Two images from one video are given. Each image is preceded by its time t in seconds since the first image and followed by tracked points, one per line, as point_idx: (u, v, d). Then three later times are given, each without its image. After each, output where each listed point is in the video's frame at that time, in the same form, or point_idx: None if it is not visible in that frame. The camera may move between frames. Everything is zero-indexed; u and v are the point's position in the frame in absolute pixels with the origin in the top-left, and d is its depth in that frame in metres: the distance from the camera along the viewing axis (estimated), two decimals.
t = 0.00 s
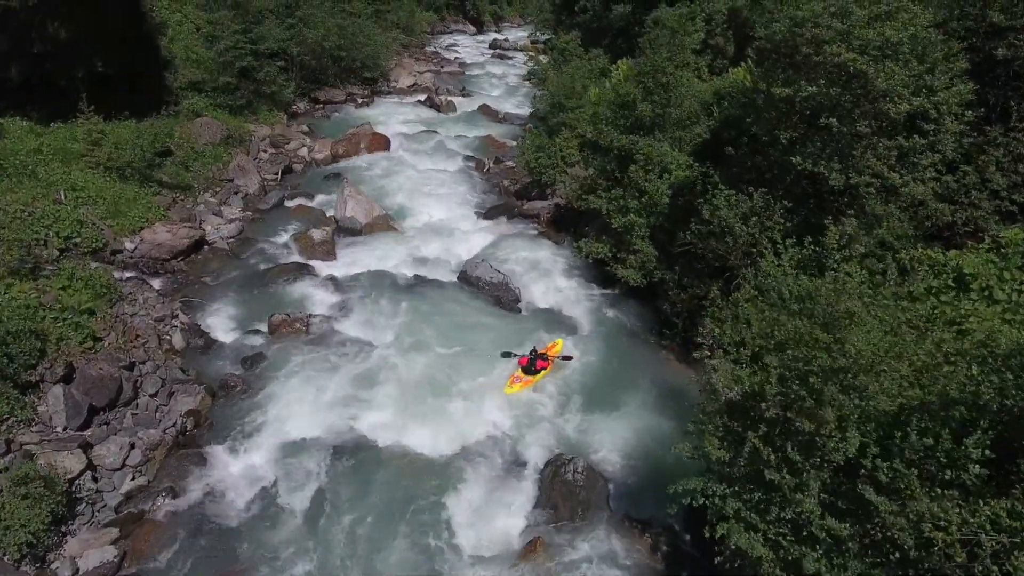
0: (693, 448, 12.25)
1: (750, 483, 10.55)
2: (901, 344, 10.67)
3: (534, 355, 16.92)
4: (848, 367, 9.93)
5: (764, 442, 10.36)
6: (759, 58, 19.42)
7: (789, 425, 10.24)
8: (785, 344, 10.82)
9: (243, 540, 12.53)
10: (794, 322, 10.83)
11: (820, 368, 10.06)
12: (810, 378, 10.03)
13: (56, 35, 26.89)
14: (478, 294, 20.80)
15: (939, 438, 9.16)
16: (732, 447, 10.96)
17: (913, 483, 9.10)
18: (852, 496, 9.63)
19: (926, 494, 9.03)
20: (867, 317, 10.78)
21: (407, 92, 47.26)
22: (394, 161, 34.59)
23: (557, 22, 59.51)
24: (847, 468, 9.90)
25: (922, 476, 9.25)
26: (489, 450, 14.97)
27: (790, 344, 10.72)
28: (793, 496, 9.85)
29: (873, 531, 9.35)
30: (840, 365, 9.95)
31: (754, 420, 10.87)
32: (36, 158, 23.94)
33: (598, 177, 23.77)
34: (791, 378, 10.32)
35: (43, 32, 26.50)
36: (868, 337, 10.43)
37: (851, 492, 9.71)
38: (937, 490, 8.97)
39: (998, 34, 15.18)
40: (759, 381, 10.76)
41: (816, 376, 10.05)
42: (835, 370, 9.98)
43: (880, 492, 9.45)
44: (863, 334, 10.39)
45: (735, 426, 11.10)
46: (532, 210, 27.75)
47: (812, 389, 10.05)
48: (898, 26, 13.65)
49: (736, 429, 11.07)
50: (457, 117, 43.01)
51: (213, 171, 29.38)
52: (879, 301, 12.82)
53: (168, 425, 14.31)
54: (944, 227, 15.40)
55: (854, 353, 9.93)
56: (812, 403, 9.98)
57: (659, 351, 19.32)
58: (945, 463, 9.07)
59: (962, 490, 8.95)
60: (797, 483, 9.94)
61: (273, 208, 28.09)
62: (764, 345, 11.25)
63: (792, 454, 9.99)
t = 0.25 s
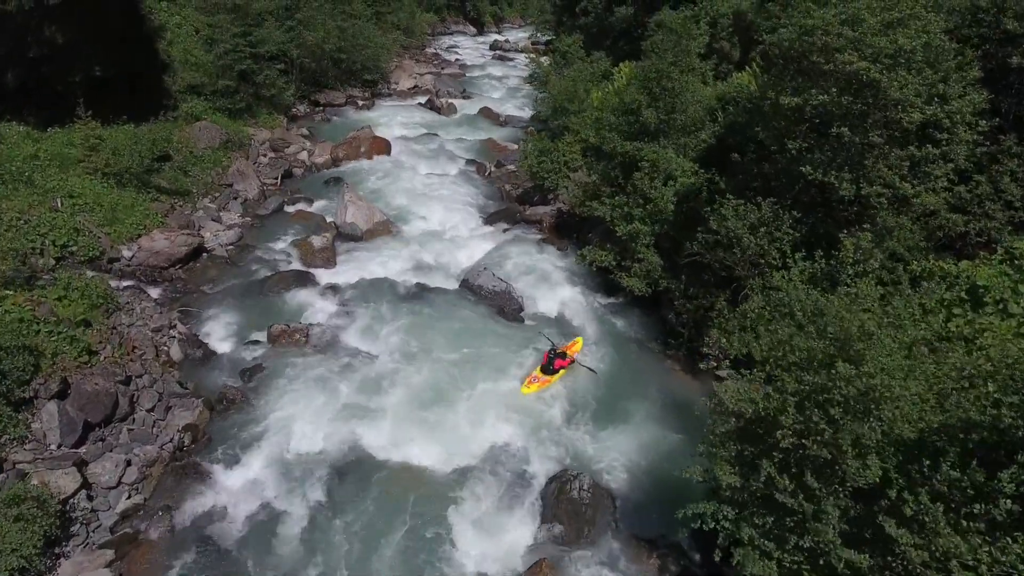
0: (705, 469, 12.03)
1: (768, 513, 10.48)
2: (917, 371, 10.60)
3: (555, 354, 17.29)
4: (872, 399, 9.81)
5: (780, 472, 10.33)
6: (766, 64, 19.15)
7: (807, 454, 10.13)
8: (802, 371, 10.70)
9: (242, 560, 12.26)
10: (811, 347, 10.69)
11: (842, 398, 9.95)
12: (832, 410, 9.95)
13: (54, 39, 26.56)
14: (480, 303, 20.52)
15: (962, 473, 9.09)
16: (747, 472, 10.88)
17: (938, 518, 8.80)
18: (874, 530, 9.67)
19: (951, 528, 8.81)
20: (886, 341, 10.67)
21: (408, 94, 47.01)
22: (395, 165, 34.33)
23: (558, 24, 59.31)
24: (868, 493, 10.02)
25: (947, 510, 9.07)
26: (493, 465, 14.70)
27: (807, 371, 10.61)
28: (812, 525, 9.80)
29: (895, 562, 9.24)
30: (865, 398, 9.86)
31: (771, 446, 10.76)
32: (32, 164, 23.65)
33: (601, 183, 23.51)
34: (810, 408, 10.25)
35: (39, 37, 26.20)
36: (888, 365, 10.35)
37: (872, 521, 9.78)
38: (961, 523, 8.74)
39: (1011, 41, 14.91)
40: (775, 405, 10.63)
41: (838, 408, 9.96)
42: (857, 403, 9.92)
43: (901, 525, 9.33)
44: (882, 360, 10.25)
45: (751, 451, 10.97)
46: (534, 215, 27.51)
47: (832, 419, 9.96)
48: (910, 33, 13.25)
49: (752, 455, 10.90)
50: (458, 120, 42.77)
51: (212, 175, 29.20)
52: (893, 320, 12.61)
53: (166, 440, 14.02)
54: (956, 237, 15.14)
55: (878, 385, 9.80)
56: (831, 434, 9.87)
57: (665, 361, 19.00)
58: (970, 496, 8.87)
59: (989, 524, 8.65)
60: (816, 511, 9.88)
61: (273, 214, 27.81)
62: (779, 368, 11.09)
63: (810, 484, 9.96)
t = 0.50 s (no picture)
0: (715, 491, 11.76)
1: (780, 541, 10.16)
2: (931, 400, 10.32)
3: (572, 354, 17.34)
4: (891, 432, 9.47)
5: (792, 500, 9.98)
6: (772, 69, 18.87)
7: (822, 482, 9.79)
8: (816, 396, 10.29)
9: None
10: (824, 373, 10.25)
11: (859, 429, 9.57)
12: (848, 440, 9.59)
13: (49, 44, 26.28)
14: (482, 312, 20.21)
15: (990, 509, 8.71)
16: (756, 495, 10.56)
17: (963, 557, 8.44)
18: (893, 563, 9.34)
19: (976, 564, 8.47)
20: (905, 363, 10.31)
21: (408, 97, 46.74)
22: (395, 168, 34.05)
23: (559, 25, 59.08)
24: (886, 522, 9.77)
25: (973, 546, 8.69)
26: (495, 482, 14.39)
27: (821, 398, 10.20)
28: (830, 554, 9.46)
29: None
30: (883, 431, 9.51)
31: (783, 471, 10.34)
32: (27, 170, 23.37)
33: (605, 189, 23.23)
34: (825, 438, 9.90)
35: (35, 42, 25.92)
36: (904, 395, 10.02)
37: (892, 552, 9.46)
38: (988, 560, 8.38)
39: None
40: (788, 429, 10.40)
41: (854, 439, 9.61)
42: (875, 434, 9.57)
43: (922, 559, 8.98)
44: (902, 386, 9.84)
45: (762, 474, 10.57)
46: (536, 221, 27.24)
47: (848, 450, 9.59)
48: (924, 41, 13.03)
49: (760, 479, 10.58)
50: (459, 122, 42.50)
51: (210, 180, 28.91)
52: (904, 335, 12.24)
53: (161, 456, 13.73)
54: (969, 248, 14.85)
55: (897, 417, 9.46)
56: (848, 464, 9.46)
57: (670, 371, 18.72)
58: (997, 532, 8.48)
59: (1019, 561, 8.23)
60: (833, 539, 9.54)
61: (271, 219, 27.50)
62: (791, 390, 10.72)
63: (825, 512, 9.62)
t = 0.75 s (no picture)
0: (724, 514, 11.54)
1: (797, 572, 10.18)
2: (953, 428, 10.04)
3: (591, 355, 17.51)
4: (909, 465, 9.21)
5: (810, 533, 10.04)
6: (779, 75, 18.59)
7: (838, 514, 9.63)
8: (833, 425, 10.08)
9: None
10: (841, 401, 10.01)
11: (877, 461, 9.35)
12: (864, 473, 9.40)
13: (44, 47, 26.06)
14: (484, 321, 19.93)
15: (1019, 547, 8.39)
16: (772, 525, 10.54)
17: None
18: None
19: None
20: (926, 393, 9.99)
21: (408, 99, 46.44)
22: (395, 172, 33.75)
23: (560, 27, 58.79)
24: (906, 552, 9.68)
25: None
26: (498, 498, 14.09)
27: (838, 426, 9.99)
28: None
29: None
30: (900, 463, 9.27)
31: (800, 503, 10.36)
32: (22, 176, 23.07)
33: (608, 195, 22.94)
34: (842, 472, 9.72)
35: (30, 47, 25.70)
36: (926, 423, 9.70)
37: None
38: None
39: None
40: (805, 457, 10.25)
41: (870, 472, 9.41)
42: (892, 466, 9.31)
43: None
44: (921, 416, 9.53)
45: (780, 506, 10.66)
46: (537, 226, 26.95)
47: (863, 482, 9.45)
48: (937, 49, 12.75)
49: (775, 506, 10.67)
50: (460, 125, 42.20)
51: (208, 185, 28.61)
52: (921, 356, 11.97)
53: (156, 474, 13.42)
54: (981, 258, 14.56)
55: (916, 451, 9.20)
56: (864, 497, 9.28)
57: (675, 382, 18.41)
58: None
59: None
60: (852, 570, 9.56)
61: (270, 225, 27.22)
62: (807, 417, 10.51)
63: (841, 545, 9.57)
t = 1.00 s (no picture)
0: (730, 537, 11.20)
1: None
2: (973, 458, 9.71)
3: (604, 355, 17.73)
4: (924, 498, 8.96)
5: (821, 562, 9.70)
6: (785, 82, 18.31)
7: (850, 547, 9.40)
8: (845, 454, 9.81)
9: None
10: (855, 429, 9.73)
11: (891, 496, 9.10)
12: (877, 506, 9.15)
13: (38, 51, 25.88)
14: (484, 331, 19.65)
15: None
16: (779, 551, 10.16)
17: None
18: None
19: None
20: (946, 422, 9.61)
21: (408, 102, 46.14)
22: (395, 176, 33.43)
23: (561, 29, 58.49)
24: None
25: None
26: (499, 518, 13.77)
27: (851, 455, 9.72)
28: None
29: None
30: (915, 497, 9.01)
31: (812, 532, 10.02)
32: (17, 183, 22.78)
33: (610, 201, 22.62)
34: (852, 502, 9.48)
35: (25, 51, 25.56)
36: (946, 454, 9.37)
37: None
38: None
39: None
40: (814, 483, 9.96)
41: (884, 505, 9.14)
42: (907, 500, 9.06)
43: None
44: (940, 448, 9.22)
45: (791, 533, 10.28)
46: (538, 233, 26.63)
47: (877, 515, 9.19)
48: (950, 58, 12.46)
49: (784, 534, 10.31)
50: (460, 128, 41.88)
51: (205, 191, 28.32)
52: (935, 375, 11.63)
53: (149, 492, 13.11)
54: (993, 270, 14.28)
55: (932, 485, 8.91)
56: (878, 531, 9.05)
57: (679, 394, 18.09)
58: None
59: None
60: None
61: (268, 231, 26.90)
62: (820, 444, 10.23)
63: None
